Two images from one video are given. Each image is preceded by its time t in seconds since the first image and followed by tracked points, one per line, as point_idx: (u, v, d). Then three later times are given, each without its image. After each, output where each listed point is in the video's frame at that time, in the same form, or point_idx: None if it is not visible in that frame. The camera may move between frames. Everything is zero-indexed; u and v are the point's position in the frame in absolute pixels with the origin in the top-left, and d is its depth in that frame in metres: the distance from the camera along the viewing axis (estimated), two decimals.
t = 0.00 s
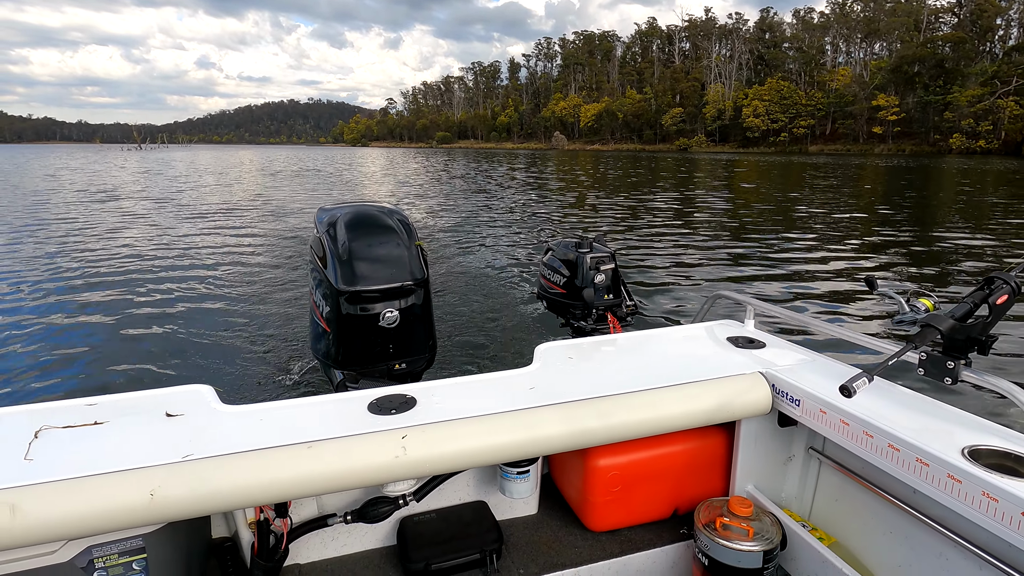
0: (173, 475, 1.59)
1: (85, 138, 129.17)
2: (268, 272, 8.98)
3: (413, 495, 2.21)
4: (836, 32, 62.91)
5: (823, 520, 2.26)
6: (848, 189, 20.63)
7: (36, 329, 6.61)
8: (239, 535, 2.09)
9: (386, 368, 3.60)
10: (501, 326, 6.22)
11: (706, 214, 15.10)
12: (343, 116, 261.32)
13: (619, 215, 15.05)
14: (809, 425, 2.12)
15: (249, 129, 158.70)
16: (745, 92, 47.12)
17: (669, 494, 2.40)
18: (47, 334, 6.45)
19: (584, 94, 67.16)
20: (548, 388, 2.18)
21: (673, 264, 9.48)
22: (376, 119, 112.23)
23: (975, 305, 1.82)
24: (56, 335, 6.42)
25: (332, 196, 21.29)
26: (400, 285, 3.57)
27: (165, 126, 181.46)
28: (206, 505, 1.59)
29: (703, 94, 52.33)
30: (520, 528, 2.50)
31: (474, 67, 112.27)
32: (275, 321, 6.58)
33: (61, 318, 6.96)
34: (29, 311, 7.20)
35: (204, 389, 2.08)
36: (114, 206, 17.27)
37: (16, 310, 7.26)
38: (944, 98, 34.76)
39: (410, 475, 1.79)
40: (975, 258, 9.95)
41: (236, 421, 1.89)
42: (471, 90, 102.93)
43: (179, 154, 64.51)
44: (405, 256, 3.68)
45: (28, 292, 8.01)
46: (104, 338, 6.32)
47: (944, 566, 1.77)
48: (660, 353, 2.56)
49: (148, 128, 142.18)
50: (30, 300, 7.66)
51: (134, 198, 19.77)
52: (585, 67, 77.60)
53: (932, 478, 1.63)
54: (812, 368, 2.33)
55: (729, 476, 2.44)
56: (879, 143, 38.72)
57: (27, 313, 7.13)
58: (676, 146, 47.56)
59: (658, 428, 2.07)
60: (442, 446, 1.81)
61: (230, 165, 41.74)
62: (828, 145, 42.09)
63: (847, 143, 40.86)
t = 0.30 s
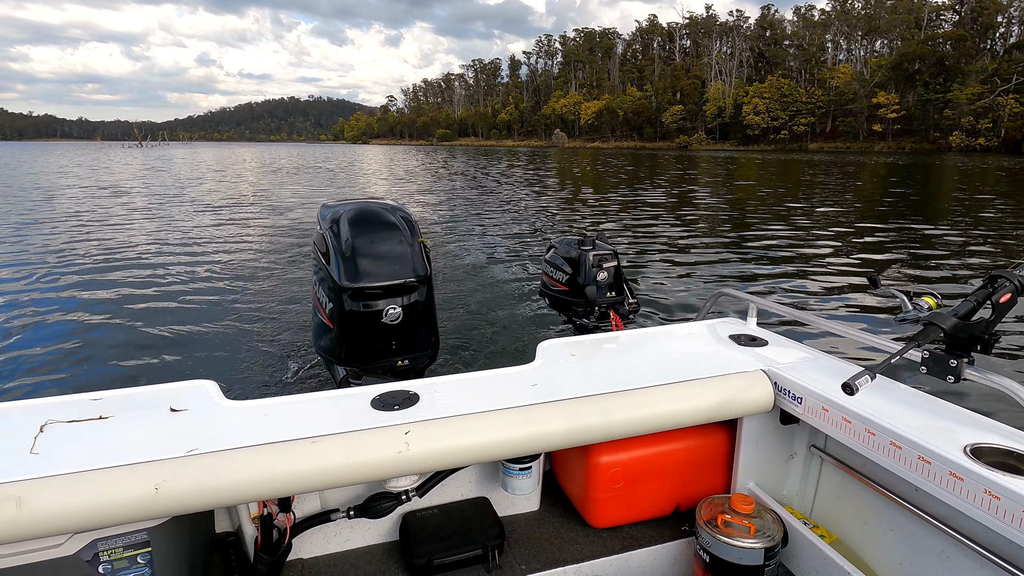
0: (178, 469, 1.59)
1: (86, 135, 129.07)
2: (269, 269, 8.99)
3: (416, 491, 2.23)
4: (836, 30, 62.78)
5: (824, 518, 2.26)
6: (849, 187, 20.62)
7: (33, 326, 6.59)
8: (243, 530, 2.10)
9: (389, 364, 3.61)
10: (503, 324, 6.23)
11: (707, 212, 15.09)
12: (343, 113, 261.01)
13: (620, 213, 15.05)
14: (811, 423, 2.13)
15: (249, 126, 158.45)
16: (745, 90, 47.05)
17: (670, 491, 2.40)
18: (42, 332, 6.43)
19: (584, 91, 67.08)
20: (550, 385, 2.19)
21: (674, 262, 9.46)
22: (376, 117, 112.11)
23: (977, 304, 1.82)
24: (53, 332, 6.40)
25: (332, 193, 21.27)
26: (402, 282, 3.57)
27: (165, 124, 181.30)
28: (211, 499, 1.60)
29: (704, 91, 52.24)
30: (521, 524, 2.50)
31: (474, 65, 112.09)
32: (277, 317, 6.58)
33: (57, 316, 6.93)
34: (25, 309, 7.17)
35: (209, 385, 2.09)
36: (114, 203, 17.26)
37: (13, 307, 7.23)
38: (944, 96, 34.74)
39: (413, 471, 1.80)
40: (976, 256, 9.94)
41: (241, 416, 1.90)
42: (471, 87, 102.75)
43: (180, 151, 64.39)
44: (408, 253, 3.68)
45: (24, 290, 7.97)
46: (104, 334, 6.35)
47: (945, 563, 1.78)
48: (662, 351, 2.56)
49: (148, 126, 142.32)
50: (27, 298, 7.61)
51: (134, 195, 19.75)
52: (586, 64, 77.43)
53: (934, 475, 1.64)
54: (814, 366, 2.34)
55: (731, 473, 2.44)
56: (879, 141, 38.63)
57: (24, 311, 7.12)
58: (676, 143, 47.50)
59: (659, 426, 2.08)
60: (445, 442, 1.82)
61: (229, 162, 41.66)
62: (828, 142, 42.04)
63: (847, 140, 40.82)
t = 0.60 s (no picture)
0: (175, 466, 1.61)
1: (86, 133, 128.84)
2: (269, 267, 9.00)
3: (413, 488, 2.24)
4: (835, 28, 62.72)
5: (821, 516, 2.27)
6: (847, 185, 20.63)
7: (29, 324, 6.59)
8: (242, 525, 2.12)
9: (388, 362, 3.62)
10: (502, 322, 6.25)
11: (706, 211, 15.11)
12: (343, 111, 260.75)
13: (619, 211, 15.06)
14: (808, 422, 2.14)
15: (249, 125, 158.37)
16: (744, 89, 47.02)
17: (667, 488, 2.42)
18: (37, 329, 6.43)
19: (584, 90, 66.98)
20: (547, 384, 2.19)
21: (674, 261, 9.46)
22: (375, 115, 111.88)
23: (974, 302, 1.81)
24: (48, 330, 6.40)
25: (331, 192, 21.27)
26: (401, 280, 3.59)
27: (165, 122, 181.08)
28: (207, 497, 1.61)
29: (703, 90, 52.19)
30: (518, 522, 2.52)
31: (474, 63, 111.87)
32: (277, 315, 6.60)
33: (52, 314, 6.92)
34: (20, 307, 7.14)
35: (208, 382, 2.10)
36: (112, 201, 17.22)
37: (10, 305, 7.23)
38: (943, 95, 34.76)
39: (410, 469, 1.81)
40: (975, 255, 9.93)
41: (239, 413, 1.91)
42: (471, 86, 102.61)
43: (180, 149, 64.31)
44: (407, 251, 3.69)
45: (19, 288, 7.95)
46: (103, 331, 6.36)
47: (939, 561, 1.79)
48: (659, 349, 2.57)
49: (146, 124, 142.07)
50: (23, 295, 7.61)
51: (134, 193, 19.75)
52: (585, 63, 77.34)
53: (929, 474, 1.65)
54: (811, 365, 2.34)
55: (727, 472, 2.46)
56: (877, 139, 38.57)
57: (22, 308, 7.13)
58: (675, 142, 47.44)
59: (655, 424, 2.09)
60: (443, 440, 1.84)
61: (228, 160, 41.64)
62: (827, 140, 42.00)
63: (846, 139, 40.79)
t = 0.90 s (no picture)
0: (175, 464, 1.61)
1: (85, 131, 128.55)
2: (268, 265, 9.01)
3: (413, 487, 2.25)
4: (835, 27, 62.65)
5: (821, 515, 2.27)
6: (846, 184, 20.65)
7: (20, 324, 6.52)
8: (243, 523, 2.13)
9: (388, 360, 3.62)
10: (502, 321, 6.26)
11: (705, 210, 15.12)
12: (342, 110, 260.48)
13: (619, 210, 15.06)
14: (807, 421, 2.15)
15: (249, 122, 158.11)
16: (744, 87, 46.98)
17: (668, 487, 2.42)
18: (29, 330, 6.36)
19: (584, 88, 66.92)
20: (546, 382, 2.20)
21: (674, 260, 9.45)
22: (375, 113, 111.79)
23: (974, 302, 1.81)
24: (40, 330, 6.35)
25: (331, 190, 21.27)
26: (402, 279, 3.59)
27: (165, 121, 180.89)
28: (208, 495, 1.62)
29: (702, 89, 52.17)
30: (518, 520, 2.52)
31: (474, 61, 111.79)
32: (276, 313, 6.60)
33: (44, 315, 6.86)
34: (20, 305, 7.16)
35: (209, 379, 2.10)
36: (112, 200, 17.21)
37: (13, 302, 7.27)
38: (942, 94, 34.80)
39: (410, 467, 1.82)
40: (975, 255, 9.92)
41: (239, 411, 1.91)
42: (470, 84, 102.49)
43: (179, 147, 64.19)
44: (407, 250, 3.69)
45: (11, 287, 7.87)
46: (102, 330, 6.37)
47: (939, 561, 1.79)
48: (659, 349, 2.58)
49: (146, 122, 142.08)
50: (16, 295, 7.53)
51: (133, 191, 19.74)
52: (585, 61, 77.29)
53: (927, 473, 1.66)
54: (810, 364, 2.35)
55: (727, 471, 2.47)
56: (876, 138, 38.55)
57: (25, 305, 7.16)
58: (675, 140, 47.41)
59: (655, 423, 2.09)
60: (444, 439, 1.84)
61: (227, 158, 41.56)
62: (826, 139, 41.99)
63: (845, 137, 40.79)
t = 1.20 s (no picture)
0: (172, 464, 1.61)
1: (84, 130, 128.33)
2: (267, 265, 9.01)
3: (411, 487, 2.25)
4: (834, 26, 62.65)
5: (819, 516, 2.27)
6: (845, 183, 20.68)
7: (14, 326, 6.44)
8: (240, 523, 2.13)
9: (387, 360, 3.62)
10: (501, 321, 6.26)
11: (704, 209, 15.12)
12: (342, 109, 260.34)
13: (618, 210, 15.06)
14: (805, 422, 2.15)
15: (248, 121, 158.03)
16: (743, 87, 46.97)
17: (665, 488, 2.42)
18: (24, 331, 6.29)
19: (583, 87, 66.88)
20: (545, 383, 2.20)
21: (673, 260, 9.45)
22: (375, 112, 111.70)
23: (972, 304, 1.80)
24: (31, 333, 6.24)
25: (330, 189, 21.25)
26: (400, 279, 3.59)
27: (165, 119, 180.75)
28: (204, 495, 1.62)
29: (702, 88, 52.16)
30: (516, 520, 2.53)
31: (473, 60, 111.71)
32: (275, 313, 6.60)
33: (39, 315, 6.78)
34: (19, 303, 7.20)
35: (207, 378, 2.10)
36: (110, 198, 17.18)
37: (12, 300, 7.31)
38: (939, 93, 34.84)
39: (408, 467, 1.82)
40: (974, 255, 9.92)
41: (237, 411, 1.91)
42: (470, 83, 102.43)
43: (178, 146, 64.17)
44: (407, 250, 3.69)
45: (5, 287, 7.80)
46: (98, 328, 6.38)
47: (938, 563, 1.79)
48: (658, 349, 2.58)
49: (146, 120, 141.91)
50: (14, 293, 7.57)
51: (132, 190, 19.71)
52: (585, 60, 77.26)
53: (924, 474, 1.66)
54: (808, 365, 2.35)
55: (726, 472, 2.47)
56: (874, 138, 38.54)
57: (24, 303, 7.21)
58: (673, 140, 47.39)
59: (653, 423, 2.09)
60: (441, 438, 1.84)
61: (226, 157, 41.49)
62: (824, 139, 41.95)
63: (843, 137, 40.78)
